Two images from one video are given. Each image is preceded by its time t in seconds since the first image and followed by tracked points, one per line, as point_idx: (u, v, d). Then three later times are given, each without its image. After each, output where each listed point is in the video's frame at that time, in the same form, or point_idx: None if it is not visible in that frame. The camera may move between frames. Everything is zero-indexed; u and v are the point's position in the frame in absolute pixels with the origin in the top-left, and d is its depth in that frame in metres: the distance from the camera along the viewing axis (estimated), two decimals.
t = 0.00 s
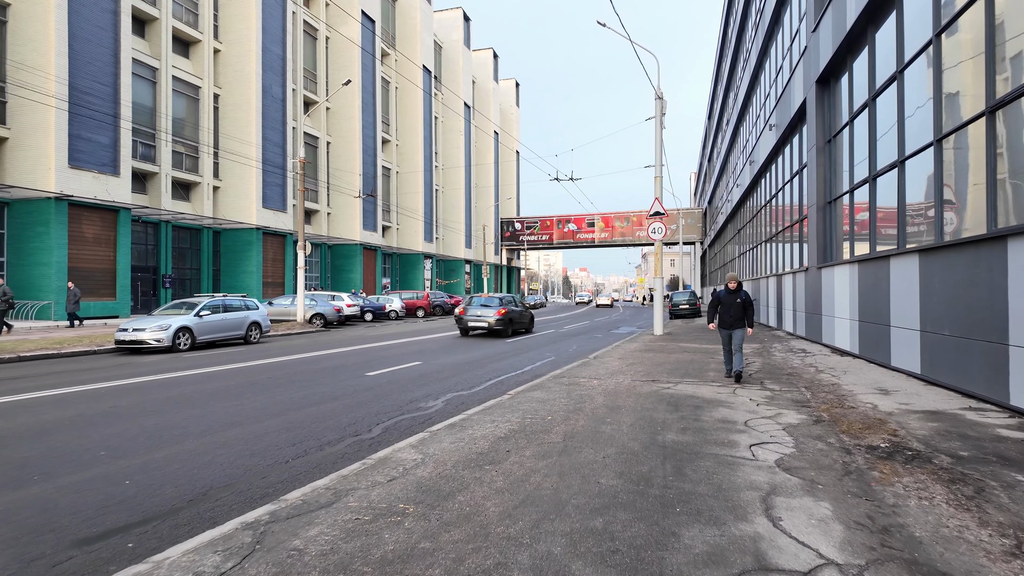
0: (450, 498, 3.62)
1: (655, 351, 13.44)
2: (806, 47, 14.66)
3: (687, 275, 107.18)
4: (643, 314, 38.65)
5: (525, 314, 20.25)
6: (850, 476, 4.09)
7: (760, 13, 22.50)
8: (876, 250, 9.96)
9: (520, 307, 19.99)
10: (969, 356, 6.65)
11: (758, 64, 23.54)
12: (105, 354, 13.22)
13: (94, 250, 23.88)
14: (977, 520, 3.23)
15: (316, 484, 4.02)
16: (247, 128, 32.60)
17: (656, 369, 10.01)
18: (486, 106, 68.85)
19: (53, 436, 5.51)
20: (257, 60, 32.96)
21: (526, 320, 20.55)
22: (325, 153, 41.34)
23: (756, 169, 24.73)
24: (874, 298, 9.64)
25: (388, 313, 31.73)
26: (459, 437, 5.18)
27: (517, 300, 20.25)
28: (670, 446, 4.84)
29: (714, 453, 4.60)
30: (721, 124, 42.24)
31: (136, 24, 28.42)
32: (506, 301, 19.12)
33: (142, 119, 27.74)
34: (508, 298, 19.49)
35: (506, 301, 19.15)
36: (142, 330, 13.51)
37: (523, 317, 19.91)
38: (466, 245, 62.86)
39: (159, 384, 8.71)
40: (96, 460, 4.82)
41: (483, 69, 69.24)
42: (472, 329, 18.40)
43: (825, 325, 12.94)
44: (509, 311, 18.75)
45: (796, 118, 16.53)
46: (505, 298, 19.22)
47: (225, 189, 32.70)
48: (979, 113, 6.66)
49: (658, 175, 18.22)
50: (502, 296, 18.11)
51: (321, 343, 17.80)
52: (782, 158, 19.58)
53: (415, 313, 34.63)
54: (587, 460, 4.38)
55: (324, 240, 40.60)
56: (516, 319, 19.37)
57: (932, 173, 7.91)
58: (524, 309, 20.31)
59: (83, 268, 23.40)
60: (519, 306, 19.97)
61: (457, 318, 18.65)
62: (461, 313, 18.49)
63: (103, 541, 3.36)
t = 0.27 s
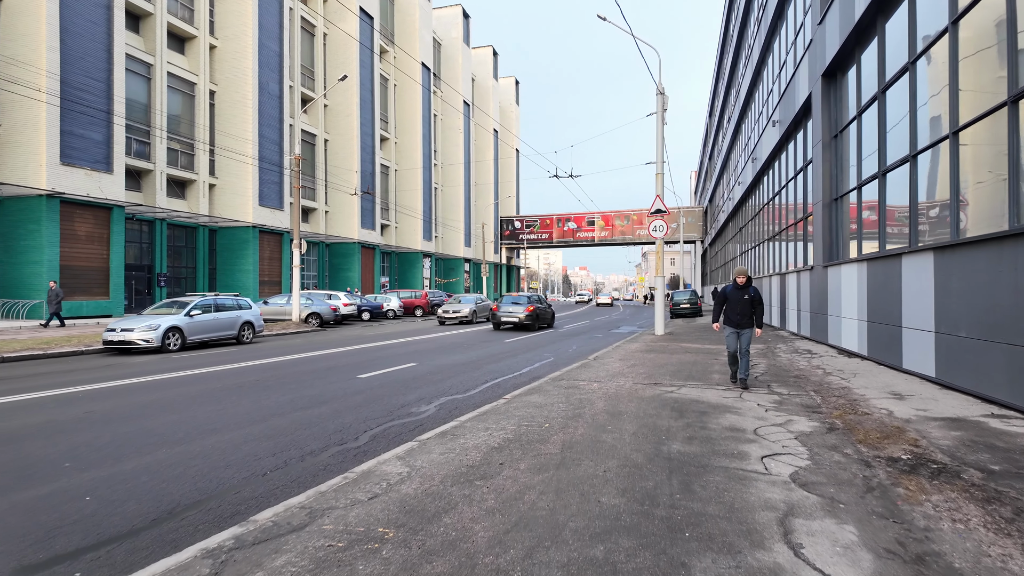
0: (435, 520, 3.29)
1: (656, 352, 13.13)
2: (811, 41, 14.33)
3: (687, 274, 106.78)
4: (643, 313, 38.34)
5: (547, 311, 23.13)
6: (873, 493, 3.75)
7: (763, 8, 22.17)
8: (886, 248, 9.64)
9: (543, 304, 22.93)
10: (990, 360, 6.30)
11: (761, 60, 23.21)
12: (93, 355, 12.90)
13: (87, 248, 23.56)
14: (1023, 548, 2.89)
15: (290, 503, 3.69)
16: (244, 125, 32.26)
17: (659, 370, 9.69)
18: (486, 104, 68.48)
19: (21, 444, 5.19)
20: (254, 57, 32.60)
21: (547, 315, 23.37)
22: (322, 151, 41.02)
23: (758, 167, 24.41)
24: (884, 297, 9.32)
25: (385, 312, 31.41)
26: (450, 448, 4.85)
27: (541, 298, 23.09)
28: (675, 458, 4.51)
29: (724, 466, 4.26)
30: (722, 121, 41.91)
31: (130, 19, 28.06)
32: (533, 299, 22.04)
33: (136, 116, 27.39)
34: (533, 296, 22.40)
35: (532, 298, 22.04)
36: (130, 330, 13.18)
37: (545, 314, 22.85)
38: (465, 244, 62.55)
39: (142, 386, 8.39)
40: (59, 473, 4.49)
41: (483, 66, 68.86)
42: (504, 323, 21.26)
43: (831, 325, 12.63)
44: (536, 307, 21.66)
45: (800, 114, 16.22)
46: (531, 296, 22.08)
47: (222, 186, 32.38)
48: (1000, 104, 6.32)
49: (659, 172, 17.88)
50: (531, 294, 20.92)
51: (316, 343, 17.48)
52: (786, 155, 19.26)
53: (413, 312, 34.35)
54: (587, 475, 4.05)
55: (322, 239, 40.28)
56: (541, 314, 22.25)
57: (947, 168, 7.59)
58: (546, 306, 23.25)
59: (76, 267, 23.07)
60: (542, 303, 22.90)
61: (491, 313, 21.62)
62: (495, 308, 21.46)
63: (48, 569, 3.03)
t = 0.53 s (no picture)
0: (409, 542, 2.98)
1: (653, 351, 12.85)
2: (812, 32, 14.04)
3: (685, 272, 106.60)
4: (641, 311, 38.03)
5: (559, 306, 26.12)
6: (888, 507, 3.45)
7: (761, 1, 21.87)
8: (890, 244, 9.35)
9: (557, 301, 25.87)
10: (1004, 361, 6.01)
11: (759, 55, 22.92)
12: (75, 355, 12.55)
13: (75, 245, 23.16)
14: None
15: (254, 520, 3.37)
16: (236, 121, 31.86)
17: (656, 371, 9.39)
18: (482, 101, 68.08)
19: None
20: (247, 51, 32.18)
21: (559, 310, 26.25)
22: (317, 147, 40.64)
23: (757, 163, 24.11)
24: (889, 295, 9.03)
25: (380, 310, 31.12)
26: (434, 456, 4.55)
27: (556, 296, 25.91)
28: (674, 467, 4.20)
29: (726, 477, 3.95)
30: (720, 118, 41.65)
31: (120, 13, 27.60)
32: (549, 296, 24.93)
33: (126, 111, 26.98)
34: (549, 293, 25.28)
35: (549, 295, 24.93)
36: (114, 329, 12.83)
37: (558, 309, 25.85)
38: (462, 241, 62.21)
39: (119, 388, 8.07)
40: (10, 485, 4.16)
41: (479, 63, 68.42)
42: (524, 317, 24.21)
43: (832, 323, 12.35)
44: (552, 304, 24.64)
45: (800, 107, 15.93)
46: (547, 294, 24.93)
47: (214, 183, 31.99)
48: (1014, 92, 6.01)
49: (656, 168, 17.58)
50: (547, 293, 23.76)
51: (307, 342, 17.15)
52: (785, 151, 18.99)
53: (409, 310, 34.07)
54: (579, 487, 3.74)
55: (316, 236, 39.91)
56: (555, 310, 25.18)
57: (956, 160, 7.29)
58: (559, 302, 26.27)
59: (65, 264, 22.71)
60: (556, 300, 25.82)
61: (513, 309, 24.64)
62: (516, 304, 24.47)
63: None
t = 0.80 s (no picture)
0: None
1: (649, 352, 12.56)
2: (811, 26, 13.74)
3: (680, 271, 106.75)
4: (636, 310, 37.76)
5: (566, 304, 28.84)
6: (907, 531, 3.14)
7: None
8: (893, 242, 9.05)
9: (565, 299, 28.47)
10: (1016, 365, 5.71)
11: (756, 51, 22.65)
12: (53, 357, 12.14)
13: (60, 244, 22.71)
14: None
15: (204, 551, 3.03)
16: (227, 118, 31.42)
17: (652, 373, 9.08)
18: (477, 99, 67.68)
19: None
20: (237, 47, 31.73)
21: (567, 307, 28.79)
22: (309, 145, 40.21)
23: (754, 160, 23.81)
24: (892, 295, 8.74)
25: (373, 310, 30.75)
26: (412, 470, 4.22)
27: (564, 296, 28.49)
28: (671, 482, 3.88)
29: (728, 496, 3.62)
30: (716, 116, 41.42)
31: (107, 8, 27.14)
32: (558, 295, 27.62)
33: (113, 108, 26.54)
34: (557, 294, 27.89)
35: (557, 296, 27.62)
36: (93, 331, 12.44)
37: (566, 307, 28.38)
38: (457, 240, 61.87)
39: (92, 393, 7.72)
40: None
41: (474, 61, 68.02)
42: (536, 313, 26.72)
43: (832, 324, 12.08)
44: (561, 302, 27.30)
45: (798, 104, 15.65)
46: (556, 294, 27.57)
47: (204, 181, 31.56)
48: None
49: (652, 165, 17.27)
50: (558, 291, 26.28)
51: (296, 343, 16.80)
52: (782, 148, 18.73)
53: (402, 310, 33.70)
54: (567, 508, 3.41)
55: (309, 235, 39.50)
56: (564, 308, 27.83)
57: (964, 154, 7.00)
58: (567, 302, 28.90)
59: (50, 264, 22.27)
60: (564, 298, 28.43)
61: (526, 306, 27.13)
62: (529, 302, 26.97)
63: None
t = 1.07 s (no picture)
0: None
1: (649, 352, 12.24)
2: (815, 19, 13.45)
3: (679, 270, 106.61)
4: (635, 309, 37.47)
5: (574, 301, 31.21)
6: (942, 558, 2.82)
7: None
8: (904, 240, 8.73)
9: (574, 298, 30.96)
10: None
11: (758, 47, 22.34)
12: (37, 358, 11.80)
13: (51, 242, 22.34)
14: None
15: None
16: (222, 115, 31.07)
17: (653, 376, 8.75)
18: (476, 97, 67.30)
19: None
20: (232, 44, 31.36)
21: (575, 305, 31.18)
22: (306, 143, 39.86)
23: (755, 158, 23.49)
24: (903, 295, 8.42)
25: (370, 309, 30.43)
26: (396, 485, 3.89)
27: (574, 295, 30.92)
28: (676, 500, 3.56)
29: (741, 516, 3.30)
30: (716, 114, 41.10)
31: (99, 3, 26.76)
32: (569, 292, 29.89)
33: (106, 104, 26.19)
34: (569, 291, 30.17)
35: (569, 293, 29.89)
36: (78, 331, 12.10)
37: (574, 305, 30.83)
38: (455, 239, 61.55)
39: (69, 395, 7.39)
40: None
41: (472, 59, 67.64)
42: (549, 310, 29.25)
43: (837, 324, 11.77)
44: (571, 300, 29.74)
45: (802, 99, 15.35)
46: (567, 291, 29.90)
47: (199, 178, 31.20)
48: None
49: (653, 162, 16.96)
50: (568, 291, 28.70)
51: (289, 343, 16.46)
52: (784, 145, 18.45)
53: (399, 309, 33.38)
54: (564, 531, 3.09)
55: (305, 233, 39.16)
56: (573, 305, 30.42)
57: (982, 149, 6.68)
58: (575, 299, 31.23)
59: (40, 262, 21.93)
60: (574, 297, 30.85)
61: (539, 304, 29.62)
62: (542, 301, 29.50)
63: None
